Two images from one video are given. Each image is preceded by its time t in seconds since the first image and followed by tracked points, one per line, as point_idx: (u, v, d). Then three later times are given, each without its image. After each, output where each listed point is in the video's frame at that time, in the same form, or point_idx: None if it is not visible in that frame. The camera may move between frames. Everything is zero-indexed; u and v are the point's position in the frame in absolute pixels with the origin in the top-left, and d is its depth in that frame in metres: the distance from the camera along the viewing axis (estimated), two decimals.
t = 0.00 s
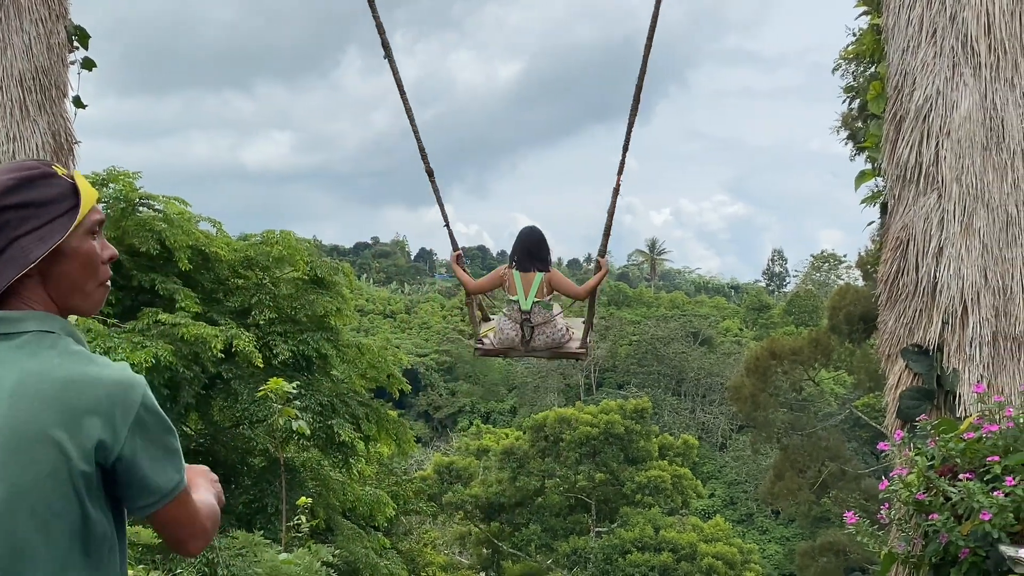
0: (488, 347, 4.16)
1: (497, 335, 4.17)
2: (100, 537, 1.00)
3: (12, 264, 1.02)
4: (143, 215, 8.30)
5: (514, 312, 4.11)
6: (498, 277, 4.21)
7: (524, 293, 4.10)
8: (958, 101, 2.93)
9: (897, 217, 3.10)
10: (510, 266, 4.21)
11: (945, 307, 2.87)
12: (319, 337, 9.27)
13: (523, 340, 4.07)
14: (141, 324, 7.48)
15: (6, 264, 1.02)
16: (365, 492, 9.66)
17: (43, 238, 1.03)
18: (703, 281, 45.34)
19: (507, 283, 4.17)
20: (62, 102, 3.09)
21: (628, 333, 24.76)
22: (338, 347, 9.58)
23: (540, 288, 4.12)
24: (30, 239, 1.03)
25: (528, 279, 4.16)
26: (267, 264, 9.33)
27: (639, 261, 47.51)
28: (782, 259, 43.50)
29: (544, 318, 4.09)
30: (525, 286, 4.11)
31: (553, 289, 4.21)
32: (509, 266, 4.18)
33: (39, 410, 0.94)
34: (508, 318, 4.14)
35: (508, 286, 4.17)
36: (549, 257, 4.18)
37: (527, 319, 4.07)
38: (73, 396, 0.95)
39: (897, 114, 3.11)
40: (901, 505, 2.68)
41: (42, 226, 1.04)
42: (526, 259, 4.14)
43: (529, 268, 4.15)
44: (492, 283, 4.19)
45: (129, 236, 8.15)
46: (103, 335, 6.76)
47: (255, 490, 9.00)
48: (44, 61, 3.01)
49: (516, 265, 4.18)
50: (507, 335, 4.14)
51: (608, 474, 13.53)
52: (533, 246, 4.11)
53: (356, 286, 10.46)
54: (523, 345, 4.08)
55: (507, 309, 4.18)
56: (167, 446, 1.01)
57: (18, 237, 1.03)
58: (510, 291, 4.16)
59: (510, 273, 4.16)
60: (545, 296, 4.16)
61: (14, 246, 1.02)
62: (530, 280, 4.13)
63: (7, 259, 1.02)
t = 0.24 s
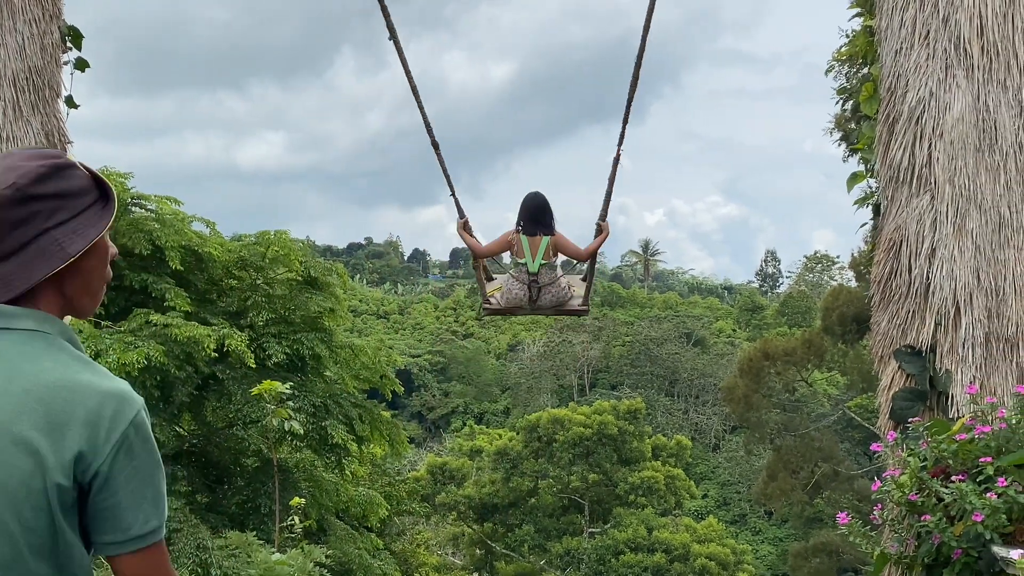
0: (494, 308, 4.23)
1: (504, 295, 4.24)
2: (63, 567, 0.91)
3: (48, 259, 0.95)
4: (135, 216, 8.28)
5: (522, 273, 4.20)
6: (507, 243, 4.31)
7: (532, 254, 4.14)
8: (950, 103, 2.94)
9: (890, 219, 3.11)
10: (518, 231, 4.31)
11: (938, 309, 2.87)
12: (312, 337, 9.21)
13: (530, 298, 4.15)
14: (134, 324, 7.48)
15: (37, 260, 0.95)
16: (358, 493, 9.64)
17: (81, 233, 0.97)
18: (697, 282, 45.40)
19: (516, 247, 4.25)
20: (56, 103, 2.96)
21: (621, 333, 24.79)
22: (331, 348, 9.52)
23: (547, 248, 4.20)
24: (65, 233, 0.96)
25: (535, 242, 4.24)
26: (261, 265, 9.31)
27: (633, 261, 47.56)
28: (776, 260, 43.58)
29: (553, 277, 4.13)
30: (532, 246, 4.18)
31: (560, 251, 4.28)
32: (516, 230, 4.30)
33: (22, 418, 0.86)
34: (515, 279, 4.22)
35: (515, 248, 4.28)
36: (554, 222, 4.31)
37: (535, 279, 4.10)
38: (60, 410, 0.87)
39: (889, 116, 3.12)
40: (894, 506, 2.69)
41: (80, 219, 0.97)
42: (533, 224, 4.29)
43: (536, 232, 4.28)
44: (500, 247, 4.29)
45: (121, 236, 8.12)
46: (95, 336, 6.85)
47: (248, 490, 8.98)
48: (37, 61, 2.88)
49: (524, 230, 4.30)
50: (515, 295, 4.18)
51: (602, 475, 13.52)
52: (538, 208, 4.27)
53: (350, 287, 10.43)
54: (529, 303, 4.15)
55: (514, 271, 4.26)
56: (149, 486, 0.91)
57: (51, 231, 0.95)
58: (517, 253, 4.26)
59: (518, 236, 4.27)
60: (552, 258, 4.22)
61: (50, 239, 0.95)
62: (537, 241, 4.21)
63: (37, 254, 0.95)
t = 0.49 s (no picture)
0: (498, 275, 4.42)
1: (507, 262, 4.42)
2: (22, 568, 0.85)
3: (68, 230, 0.90)
4: (128, 217, 8.25)
5: (524, 240, 4.36)
6: (511, 213, 4.48)
7: (536, 223, 4.35)
8: (943, 106, 2.94)
9: (884, 221, 3.11)
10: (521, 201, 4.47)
11: (932, 310, 2.88)
12: (306, 339, 9.18)
13: (533, 266, 4.34)
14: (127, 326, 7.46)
15: (52, 235, 0.89)
16: (351, 495, 9.62)
17: (93, 203, 0.92)
18: (691, 284, 45.45)
19: (520, 217, 4.44)
20: (48, 105, 2.89)
21: (616, 335, 24.83)
22: (326, 349, 9.50)
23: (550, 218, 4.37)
24: (81, 205, 0.91)
25: (537, 212, 4.41)
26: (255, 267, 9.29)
27: (627, 263, 47.58)
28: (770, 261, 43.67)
29: (555, 246, 4.34)
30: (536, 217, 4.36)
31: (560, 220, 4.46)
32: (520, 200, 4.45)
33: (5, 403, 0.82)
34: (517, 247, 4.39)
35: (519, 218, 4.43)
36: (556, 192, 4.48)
37: (537, 247, 4.30)
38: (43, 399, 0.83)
39: (883, 118, 3.13)
40: (887, 508, 2.69)
41: (88, 190, 0.93)
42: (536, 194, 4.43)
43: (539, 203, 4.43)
44: (505, 217, 4.45)
45: (114, 237, 8.09)
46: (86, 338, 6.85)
47: (242, 492, 8.95)
48: (30, 62, 2.81)
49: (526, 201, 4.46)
50: (518, 262, 4.35)
51: (597, 477, 13.51)
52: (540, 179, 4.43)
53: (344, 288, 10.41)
54: (533, 271, 4.35)
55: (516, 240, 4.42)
56: (123, 489, 0.86)
57: (62, 202, 0.90)
58: (521, 222, 4.42)
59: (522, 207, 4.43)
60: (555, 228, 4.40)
61: (65, 208, 0.90)
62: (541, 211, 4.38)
63: (52, 229, 0.89)
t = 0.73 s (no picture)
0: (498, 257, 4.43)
1: (507, 244, 4.43)
2: None
3: (58, 224, 0.78)
4: (123, 219, 8.23)
5: (525, 223, 4.37)
6: (511, 194, 4.47)
7: (537, 206, 4.35)
8: (939, 108, 2.95)
9: (880, 223, 3.12)
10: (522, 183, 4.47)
11: (928, 312, 2.88)
12: (303, 341, 9.16)
13: (534, 248, 4.35)
14: (123, 328, 7.44)
15: (35, 227, 0.77)
16: (347, 497, 9.59)
17: (81, 196, 0.81)
18: (687, 286, 45.47)
19: (521, 198, 4.43)
20: (44, 107, 2.88)
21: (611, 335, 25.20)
22: (322, 351, 9.49)
23: (551, 201, 4.38)
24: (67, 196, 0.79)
25: (539, 194, 4.42)
26: (251, 269, 9.27)
27: (623, 265, 47.60)
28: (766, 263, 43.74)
29: (556, 227, 4.36)
30: (537, 199, 4.36)
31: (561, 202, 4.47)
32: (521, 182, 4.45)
33: None
34: (517, 228, 4.40)
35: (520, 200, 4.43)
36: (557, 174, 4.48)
37: (538, 229, 4.32)
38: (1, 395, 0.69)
39: (879, 120, 3.13)
40: (884, 511, 2.69)
41: (73, 183, 0.82)
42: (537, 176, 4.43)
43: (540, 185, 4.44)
44: (506, 199, 4.45)
45: (109, 239, 8.06)
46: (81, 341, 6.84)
47: (238, 494, 8.92)
48: (25, 64, 2.79)
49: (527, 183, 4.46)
50: (519, 244, 4.37)
51: (592, 479, 13.50)
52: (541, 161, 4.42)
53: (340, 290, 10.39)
54: (533, 253, 4.36)
55: (517, 222, 4.43)
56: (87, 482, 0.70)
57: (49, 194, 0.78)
58: (522, 204, 4.42)
59: (523, 188, 4.43)
60: (556, 210, 4.41)
61: (53, 202, 0.78)
62: (542, 193, 4.39)
63: (35, 223, 0.77)
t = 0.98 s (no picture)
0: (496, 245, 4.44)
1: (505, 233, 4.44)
2: None
3: (11, 223, 0.71)
4: (118, 222, 8.20)
5: (523, 211, 4.37)
6: (511, 182, 4.47)
7: (536, 193, 4.35)
8: (934, 111, 2.96)
9: (875, 226, 3.13)
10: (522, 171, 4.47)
11: (923, 315, 2.89)
12: (298, 344, 9.14)
13: (532, 236, 4.36)
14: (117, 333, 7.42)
15: None
16: (342, 501, 9.57)
17: (35, 196, 0.74)
18: (682, 289, 45.52)
19: (520, 186, 4.43)
20: (39, 111, 2.87)
21: (608, 339, 25.02)
22: (318, 355, 9.47)
23: (549, 189, 4.38)
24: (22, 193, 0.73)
25: (537, 182, 4.42)
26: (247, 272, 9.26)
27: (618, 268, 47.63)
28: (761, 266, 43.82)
29: (555, 216, 4.37)
30: (536, 186, 4.36)
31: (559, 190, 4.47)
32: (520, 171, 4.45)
33: None
34: (516, 216, 4.40)
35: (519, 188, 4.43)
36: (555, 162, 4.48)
37: (537, 217, 4.32)
38: None
39: (874, 124, 3.15)
40: (879, 514, 2.69)
41: (27, 180, 0.74)
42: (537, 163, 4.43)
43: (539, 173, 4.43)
44: (505, 187, 4.44)
45: (104, 243, 8.04)
46: (76, 346, 6.82)
47: (233, 498, 8.90)
48: (20, 67, 2.78)
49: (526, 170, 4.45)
50: (518, 232, 4.38)
51: (588, 482, 13.50)
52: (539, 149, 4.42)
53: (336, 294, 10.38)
54: (531, 241, 4.37)
55: (516, 210, 4.42)
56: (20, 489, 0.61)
57: None
58: (521, 192, 4.42)
59: (522, 176, 4.43)
60: (554, 198, 4.41)
61: (4, 200, 0.71)
62: (540, 181, 4.39)
63: None
